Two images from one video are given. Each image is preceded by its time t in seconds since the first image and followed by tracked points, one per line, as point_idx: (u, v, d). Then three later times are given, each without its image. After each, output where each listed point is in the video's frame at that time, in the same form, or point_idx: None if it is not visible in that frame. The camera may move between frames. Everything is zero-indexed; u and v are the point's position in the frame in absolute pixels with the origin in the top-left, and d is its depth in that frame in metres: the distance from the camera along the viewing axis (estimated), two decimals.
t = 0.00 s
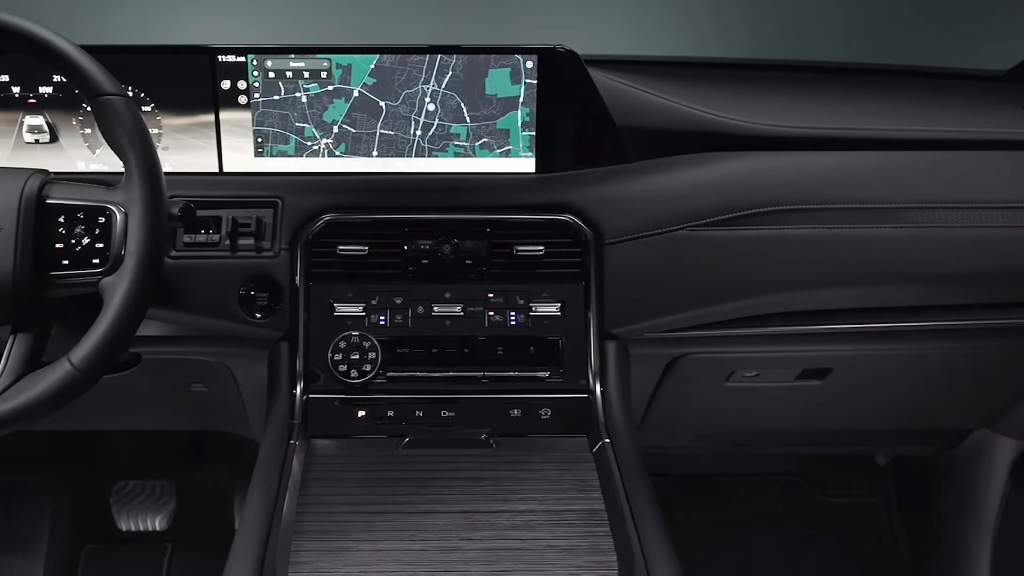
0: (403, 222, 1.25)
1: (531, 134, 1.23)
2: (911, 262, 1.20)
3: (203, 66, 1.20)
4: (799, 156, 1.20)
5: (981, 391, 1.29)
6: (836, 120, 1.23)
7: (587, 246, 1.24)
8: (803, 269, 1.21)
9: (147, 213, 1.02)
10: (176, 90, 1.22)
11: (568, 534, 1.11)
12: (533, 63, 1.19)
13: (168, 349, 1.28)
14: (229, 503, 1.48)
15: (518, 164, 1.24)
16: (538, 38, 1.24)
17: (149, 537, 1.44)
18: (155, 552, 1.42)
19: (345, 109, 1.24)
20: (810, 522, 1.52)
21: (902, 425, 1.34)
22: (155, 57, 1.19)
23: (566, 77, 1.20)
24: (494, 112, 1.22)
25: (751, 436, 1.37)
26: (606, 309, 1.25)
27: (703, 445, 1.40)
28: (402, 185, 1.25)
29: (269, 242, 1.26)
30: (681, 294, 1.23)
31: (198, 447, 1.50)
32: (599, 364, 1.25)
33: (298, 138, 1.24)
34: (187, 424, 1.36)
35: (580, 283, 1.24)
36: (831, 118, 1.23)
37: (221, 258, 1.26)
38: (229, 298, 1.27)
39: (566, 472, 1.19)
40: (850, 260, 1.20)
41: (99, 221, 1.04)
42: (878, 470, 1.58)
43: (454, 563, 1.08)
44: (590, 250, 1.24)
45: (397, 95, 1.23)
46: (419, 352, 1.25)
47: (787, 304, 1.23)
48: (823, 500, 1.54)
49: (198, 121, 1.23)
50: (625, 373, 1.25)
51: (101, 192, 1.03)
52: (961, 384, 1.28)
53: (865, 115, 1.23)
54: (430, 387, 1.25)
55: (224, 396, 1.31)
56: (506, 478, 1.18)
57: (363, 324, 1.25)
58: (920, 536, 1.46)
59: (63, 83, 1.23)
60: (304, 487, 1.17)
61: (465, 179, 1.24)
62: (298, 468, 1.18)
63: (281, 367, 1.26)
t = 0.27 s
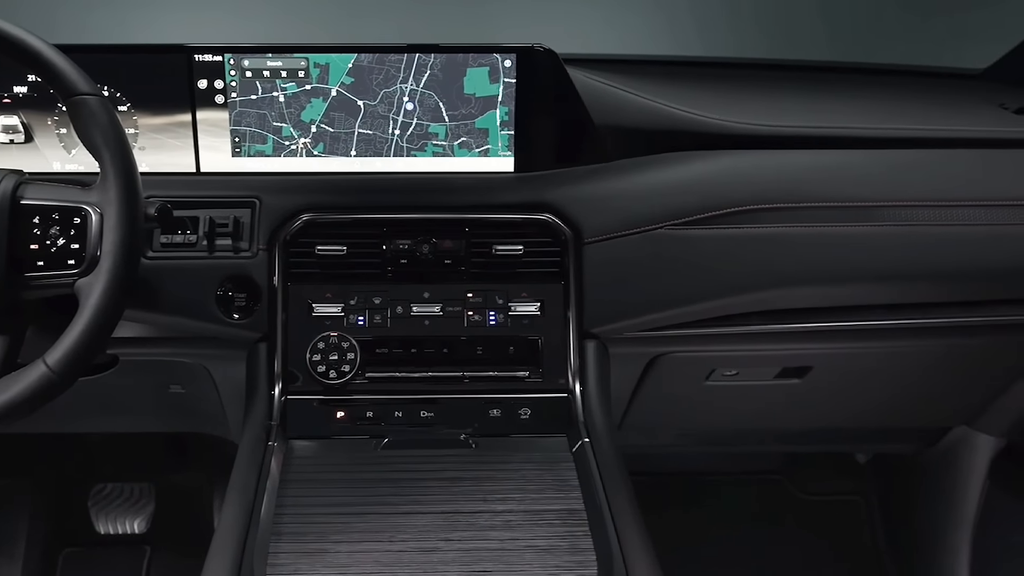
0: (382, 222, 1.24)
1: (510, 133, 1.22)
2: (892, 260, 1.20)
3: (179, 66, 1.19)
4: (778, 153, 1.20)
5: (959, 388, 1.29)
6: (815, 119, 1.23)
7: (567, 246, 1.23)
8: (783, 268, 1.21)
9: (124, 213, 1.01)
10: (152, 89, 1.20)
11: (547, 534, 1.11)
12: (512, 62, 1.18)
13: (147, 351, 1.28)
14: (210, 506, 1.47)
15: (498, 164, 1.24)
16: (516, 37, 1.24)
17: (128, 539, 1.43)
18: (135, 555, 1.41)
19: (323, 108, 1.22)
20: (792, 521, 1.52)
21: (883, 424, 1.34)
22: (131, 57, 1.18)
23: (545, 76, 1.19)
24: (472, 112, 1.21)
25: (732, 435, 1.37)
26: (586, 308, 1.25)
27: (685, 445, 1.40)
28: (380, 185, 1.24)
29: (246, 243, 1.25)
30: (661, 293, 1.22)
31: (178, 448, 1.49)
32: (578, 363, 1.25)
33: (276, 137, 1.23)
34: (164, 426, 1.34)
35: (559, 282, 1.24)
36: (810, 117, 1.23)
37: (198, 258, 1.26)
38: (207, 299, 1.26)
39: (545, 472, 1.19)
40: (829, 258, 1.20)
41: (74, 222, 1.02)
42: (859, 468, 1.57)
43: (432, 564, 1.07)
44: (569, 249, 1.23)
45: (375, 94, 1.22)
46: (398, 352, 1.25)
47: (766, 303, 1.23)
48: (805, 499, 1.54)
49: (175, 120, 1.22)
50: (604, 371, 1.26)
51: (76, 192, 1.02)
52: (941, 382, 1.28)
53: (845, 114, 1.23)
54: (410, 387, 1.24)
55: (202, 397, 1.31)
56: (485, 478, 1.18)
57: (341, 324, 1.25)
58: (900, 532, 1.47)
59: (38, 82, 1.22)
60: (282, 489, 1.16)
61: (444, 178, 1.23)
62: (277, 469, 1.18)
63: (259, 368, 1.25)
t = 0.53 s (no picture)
0: (358, 221, 1.23)
1: (486, 133, 1.21)
2: (868, 257, 1.20)
3: (152, 65, 1.17)
4: (756, 152, 1.19)
5: (935, 384, 1.30)
6: (794, 117, 1.21)
7: (543, 244, 1.23)
8: (759, 265, 1.21)
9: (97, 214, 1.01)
10: (124, 89, 1.18)
11: (524, 534, 1.11)
12: (488, 61, 1.18)
13: (121, 353, 1.27)
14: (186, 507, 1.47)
15: (473, 163, 1.23)
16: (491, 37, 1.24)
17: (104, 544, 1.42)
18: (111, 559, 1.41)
19: (298, 107, 1.21)
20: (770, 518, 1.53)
21: (859, 420, 1.35)
22: (102, 56, 1.17)
23: (522, 75, 1.19)
24: (448, 110, 1.20)
25: (711, 434, 1.37)
26: (562, 306, 1.25)
27: (663, 443, 1.40)
28: (356, 184, 1.23)
29: (221, 244, 1.24)
30: (637, 292, 1.23)
31: (153, 451, 1.47)
32: (555, 362, 1.25)
33: (251, 136, 1.22)
34: (140, 429, 1.34)
35: (536, 281, 1.24)
36: (789, 116, 1.22)
37: (172, 259, 1.25)
38: (182, 300, 1.25)
39: (522, 471, 1.18)
40: (806, 256, 1.20)
41: (47, 223, 1.00)
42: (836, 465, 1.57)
43: (409, 565, 1.07)
44: (546, 247, 1.23)
45: (350, 93, 1.20)
46: (375, 352, 1.25)
47: (742, 301, 1.23)
48: (784, 496, 1.54)
49: (148, 120, 1.20)
50: (582, 369, 1.26)
51: (47, 193, 1.01)
52: (916, 379, 1.29)
53: (821, 112, 1.23)
54: (388, 387, 1.24)
55: (178, 399, 1.30)
56: (461, 478, 1.18)
57: (317, 325, 1.24)
58: (879, 528, 1.48)
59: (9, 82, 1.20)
60: (258, 490, 1.15)
61: (420, 177, 1.23)
62: (252, 471, 1.17)
63: (234, 370, 1.24)
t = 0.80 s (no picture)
0: (336, 221, 1.23)
1: (465, 132, 1.21)
2: (847, 255, 1.20)
3: (128, 64, 1.16)
4: (734, 151, 1.19)
5: (913, 382, 1.30)
6: (775, 116, 1.21)
7: (522, 244, 1.23)
8: (739, 264, 1.21)
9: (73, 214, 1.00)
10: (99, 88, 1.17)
11: (503, 534, 1.10)
12: (466, 60, 1.17)
13: (98, 354, 1.26)
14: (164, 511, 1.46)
15: (451, 162, 1.22)
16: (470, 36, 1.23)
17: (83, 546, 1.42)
18: (90, 560, 1.40)
19: (275, 106, 1.19)
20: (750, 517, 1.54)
21: (839, 418, 1.35)
22: (77, 55, 1.15)
23: (500, 74, 1.18)
24: (427, 110, 1.19)
25: (692, 432, 1.37)
26: (542, 305, 1.25)
27: (644, 442, 1.40)
28: (334, 184, 1.23)
29: (198, 244, 1.24)
30: (617, 291, 1.23)
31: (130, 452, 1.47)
32: (535, 363, 1.24)
33: (228, 136, 1.21)
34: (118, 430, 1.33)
35: (515, 281, 1.24)
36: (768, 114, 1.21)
37: (149, 260, 1.24)
38: (159, 301, 1.24)
39: (501, 471, 1.18)
40: (785, 254, 1.20)
41: (22, 223, 0.99)
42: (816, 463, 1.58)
43: (387, 565, 1.06)
44: (525, 247, 1.23)
45: (328, 93, 1.19)
46: (354, 352, 1.24)
47: (722, 300, 1.23)
48: (763, 495, 1.56)
49: (125, 120, 1.19)
50: (561, 369, 1.25)
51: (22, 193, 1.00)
52: (895, 376, 1.29)
53: (801, 110, 1.22)
54: (366, 389, 1.23)
55: (157, 400, 1.29)
56: (440, 478, 1.17)
57: (295, 325, 1.23)
58: (858, 526, 1.49)
59: None
60: (236, 492, 1.14)
61: (398, 176, 1.23)
62: (230, 472, 1.16)
63: (212, 371, 1.24)
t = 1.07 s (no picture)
0: (312, 220, 1.22)
1: (441, 131, 1.20)
2: (824, 254, 1.20)
3: (101, 63, 1.14)
4: (711, 149, 1.19)
5: (891, 379, 1.31)
6: (753, 114, 1.20)
7: (499, 243, 1.22)
8: (717, 263, 1.21)
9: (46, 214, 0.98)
10: (72, 87, 1.16)
11: (480, 535, 1.10)
12: (442, 59, 1.16)
13: (73, 356, 1.25)
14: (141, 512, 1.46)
15: (428, 162, 1.21)
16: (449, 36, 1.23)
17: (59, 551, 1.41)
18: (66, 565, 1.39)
19: (251, 106, 1.18)
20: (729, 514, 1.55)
21: (817, 415, 1.35)
22: (49, 54, 1.14)
23: (476, 73, 1.18)
24: (403, 109, 1.19)
25: (670, 431, 1.37)
26: (519, 305, 1.24)
27: (622, 441, 1.40)
28: (311, 183, 1.22)
29: (174, 244, 1.23)
30: (594, 291, 1.22)
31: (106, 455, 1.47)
32: (512, 363, 1.24)
33: (203, 135, 1.20)
34: (94, 432, 1.32)
35: (492, 280, 1.23)
36: (745, 114, 1.21)
37: (124, 260, 1.23)
38: (134, 302, 1.23)
39: (479, 471, 1.18)
40: (762, 252, 1.20)
41: None
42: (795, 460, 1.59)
43: (364, 566, 1.06)
44: (502, 246, 1.22)
45: (304, 92, 1.19)
46: (331, 353, 1.23)
47: (700, 298, 1.23)
48: (742, 493, 1.56)
49: (99, 120, 1.17)
50: (539, 368, 1.26)
51: None
52: (872, 374, 1.30)
53: (778, 108, 1.22)
54: (343, 390, 1.23)
55: (133, 401, 1.28)
56: (417, 479, 1.17)
57: (272, 326, 1.23)
58: (839, 524, 1.49)
59: None
60: (212, 494, 1.13)
61: (375, 176, 1.22)
62: (206, 474, 1.15)
63: (188, 373, 1.23)
